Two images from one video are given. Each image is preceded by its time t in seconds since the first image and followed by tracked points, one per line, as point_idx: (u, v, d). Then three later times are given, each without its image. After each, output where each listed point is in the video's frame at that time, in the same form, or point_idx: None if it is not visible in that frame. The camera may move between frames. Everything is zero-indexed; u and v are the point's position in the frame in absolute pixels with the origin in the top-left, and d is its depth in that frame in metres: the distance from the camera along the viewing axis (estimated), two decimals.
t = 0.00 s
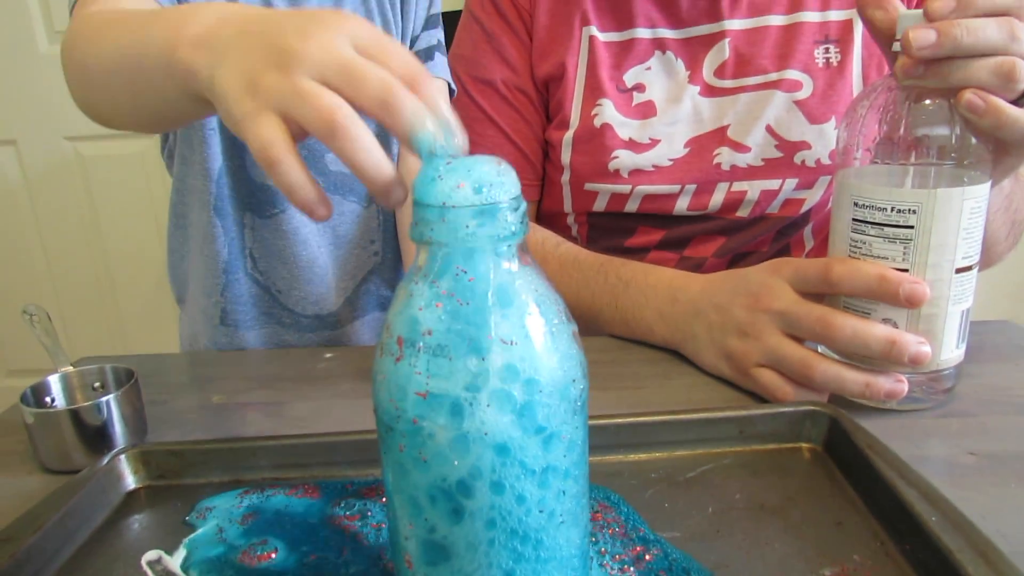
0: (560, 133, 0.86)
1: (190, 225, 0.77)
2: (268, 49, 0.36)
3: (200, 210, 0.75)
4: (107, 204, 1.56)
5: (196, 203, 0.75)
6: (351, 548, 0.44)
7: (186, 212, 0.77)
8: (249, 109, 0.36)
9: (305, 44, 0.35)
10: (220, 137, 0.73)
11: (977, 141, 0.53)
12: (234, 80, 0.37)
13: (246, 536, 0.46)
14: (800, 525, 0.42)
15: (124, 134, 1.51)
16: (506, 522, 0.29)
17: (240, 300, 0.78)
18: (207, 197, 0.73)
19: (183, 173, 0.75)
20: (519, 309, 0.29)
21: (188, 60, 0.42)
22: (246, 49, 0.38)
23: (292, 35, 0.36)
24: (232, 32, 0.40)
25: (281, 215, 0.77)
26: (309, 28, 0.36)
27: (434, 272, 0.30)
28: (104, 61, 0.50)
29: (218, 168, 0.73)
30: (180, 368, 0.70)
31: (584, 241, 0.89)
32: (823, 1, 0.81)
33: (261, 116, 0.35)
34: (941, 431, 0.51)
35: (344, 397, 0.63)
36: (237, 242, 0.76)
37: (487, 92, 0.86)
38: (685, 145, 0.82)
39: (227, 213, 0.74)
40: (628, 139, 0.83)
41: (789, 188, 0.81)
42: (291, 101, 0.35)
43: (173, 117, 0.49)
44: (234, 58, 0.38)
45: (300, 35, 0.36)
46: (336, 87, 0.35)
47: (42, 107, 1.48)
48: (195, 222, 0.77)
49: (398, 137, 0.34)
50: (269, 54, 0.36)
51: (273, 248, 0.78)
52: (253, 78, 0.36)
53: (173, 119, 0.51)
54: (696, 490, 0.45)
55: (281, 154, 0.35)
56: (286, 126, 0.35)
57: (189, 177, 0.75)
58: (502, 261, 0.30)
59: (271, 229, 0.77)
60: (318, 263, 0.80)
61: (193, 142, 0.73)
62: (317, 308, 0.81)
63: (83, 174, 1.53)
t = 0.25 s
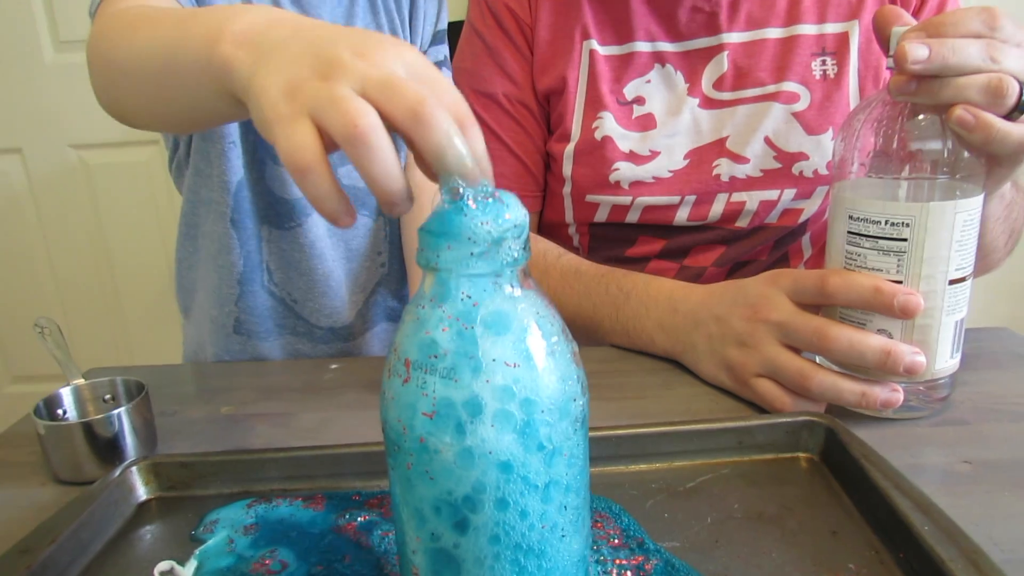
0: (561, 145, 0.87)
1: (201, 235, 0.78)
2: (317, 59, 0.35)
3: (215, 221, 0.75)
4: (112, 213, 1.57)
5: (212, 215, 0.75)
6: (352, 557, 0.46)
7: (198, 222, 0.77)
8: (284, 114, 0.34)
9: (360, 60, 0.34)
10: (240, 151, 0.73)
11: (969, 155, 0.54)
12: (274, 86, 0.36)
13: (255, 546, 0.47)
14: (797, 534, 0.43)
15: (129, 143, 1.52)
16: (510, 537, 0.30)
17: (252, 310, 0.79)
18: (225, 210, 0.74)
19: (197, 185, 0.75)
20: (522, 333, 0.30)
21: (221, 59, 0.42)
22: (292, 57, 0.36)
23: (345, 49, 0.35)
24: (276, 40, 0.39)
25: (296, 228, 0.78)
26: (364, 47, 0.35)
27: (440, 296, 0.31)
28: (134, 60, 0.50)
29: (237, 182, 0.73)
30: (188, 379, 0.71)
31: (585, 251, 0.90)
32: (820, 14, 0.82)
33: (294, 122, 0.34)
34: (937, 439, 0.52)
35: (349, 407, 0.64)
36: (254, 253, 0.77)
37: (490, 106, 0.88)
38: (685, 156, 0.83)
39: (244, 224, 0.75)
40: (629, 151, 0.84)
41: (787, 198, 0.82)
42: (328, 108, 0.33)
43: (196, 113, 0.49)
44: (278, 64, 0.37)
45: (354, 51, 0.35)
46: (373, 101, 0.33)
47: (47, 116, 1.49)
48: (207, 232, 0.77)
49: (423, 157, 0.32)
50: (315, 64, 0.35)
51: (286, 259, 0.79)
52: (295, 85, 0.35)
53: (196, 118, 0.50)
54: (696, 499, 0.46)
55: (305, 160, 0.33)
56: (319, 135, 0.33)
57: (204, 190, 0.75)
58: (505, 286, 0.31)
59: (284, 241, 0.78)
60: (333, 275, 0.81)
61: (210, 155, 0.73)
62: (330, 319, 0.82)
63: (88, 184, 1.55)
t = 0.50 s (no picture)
0: (562, 159, 0.89)
1: (212, 245, 0.79)
2: (316, 72, 0.37)
3: (226, 231, 0.77)
4: (117, 222, 1.60)
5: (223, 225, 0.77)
6: (348, 557, 0.47)
7: (208, 233, 0.79)
8: (286, 128, 0.36)
9: (356, 75, 0.36)
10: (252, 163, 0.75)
11: (953, 176, 0.57)
12: (273, 95, 0.38)
13: (262, 548, 0.48)
14: (784, 539, 0.45)
15: (135, 153, 1.54)
16: (508, 538, 0.31)
17: (262, 318, 0.80)
18: (237, 221, 0.75)
19: (207, 196, 0.77)
20: (518, 343, 0.32)
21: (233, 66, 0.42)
22: (291, 66, 0.38)
23: (343, 61, 0.36)
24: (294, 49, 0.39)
25: (306, 238, 0.80)
26: (360, 59, 0.36)
27: (442, 308, 0.32)
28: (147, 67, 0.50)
29: (248, 193, 0.75)
30: (195, 387, 0.73)
31: (585, 262, 0.92)
32: (815, 34, 0.84)
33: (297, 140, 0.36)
34: (922, 449, 0.54)
35: (353, 415, 0.66)
36: (266, 265, 0.79)
37: (493, 120, 0.90)
38: (682, 170, 0.85)
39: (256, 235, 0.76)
40: (628, 165, 0.86)
41: (782, 213, 0.84)
42: (329, 129, 0.35)
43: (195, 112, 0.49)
44: (277, 71, 0.38)
45: (351, 64, 0.36)
46: (374, 126, 0.35)
47: (55, 126, 1.52)
48: (217, 242, 0.79)
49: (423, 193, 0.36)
50: (313, 76, 0.37)
51: (295, 268, 0.81)
52: (297, 97, 0.37)
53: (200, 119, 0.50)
54: (688, 505, 0.48)
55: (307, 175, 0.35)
56: (322, 155, 0.36)
57: (215, 201, 0.76)
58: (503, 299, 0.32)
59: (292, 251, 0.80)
60: (344, 285, 0.83)
61: (221, 167, 0.74)
62: (342, 328, 0.83)
63: (94, 193, 1.57)
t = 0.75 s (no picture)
0: (562, 162, 0.90)
1: (221, 246, 0.78)
2: (369, 127, 0.35)
3: (236, 232, 0.77)
4: (118, 228, 1.61)
5: (233, 227, 0.76)
6: (347, 550, 0.48)
7: (217, 234, 0.78)
8: (329, 174, 0.35)
9: (409, 137, 0.35)
10: (267, 168, 0.74)
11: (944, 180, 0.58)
12: (320, 137, 0.36)
13: (267, 542, 0.49)
14: (780, 532, 0.46)
15: (137, 159, 1.56)
16: (511, 525, 0.32)
17: (271, 319, 0.80)
18: (248, 225, 0.75)
19: (217, 198, 0.76)
20: (520, 337, 0.33)
21: (265, 84, 0.42)
22: (337, 112, 0.37)
23: (395, 124, 0.36)
24: (319, 72, 0.40)
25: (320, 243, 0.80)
26: (412, 123, 0.36)
27: (446, 303, 0.33)
28: (171, 74, 0.49)
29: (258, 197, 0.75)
30: (199, 388, 0.74)
31: (584, 263, 0.93)
32: (812, 40, 0.86)
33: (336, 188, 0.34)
34: (915, 446, 0.55)
35: (356, 415, 0.67)
36: (276, 268, 0.78)
37: (495, 124, 0.91)
38: (681, 173, 0.86)
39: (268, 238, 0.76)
40: (627, 167, 0.87)
41: (779, 214, 0.85)
42: (374, 186, 0.34)
43: (202, 129, 0.49)
44: (324, 111, 0.37)
45: (403, 126, 0.36)
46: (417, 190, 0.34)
47: (59, 132, 1.53)
48: (226, 244, 0.78)
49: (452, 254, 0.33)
50: (363, 129, 0.36)
51: (304, 271, 0.80)
52: (343, 144, 0.35)
53: (207, 137, 0.51)
54: (686, 500, 0.49)
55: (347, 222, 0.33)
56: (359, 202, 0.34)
57: (225, 203, 0.76)
58: (507, 294, 0.33)
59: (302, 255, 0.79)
60: (353, 289, 0.82)
61: (232, 170, 0.74)
62: (350, 330, 0.83)
63: (95, 198, 1.58)
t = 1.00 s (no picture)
0: (563, 161, 0.91)
1: (230, 244, 0.78)
2: (384, 121, 0.37)
3: (246, 230, 0.77)
4: (119, 225, 1.61)
5: (243, 225, 0.76)
6: (352, 544, 0.49)
7: (227, 232, 0.78)
8: (341, 165, 0.35)
9: (422, 132, 0.36)
10: (279, 166, 0.74)
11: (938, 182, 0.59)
12: (335, 127, 0.37)
13: (275, 536, 0.50)
14: (778, 528, 0.46)
15: (137, 157, 1.56)
16: (517, 520, 0.33)
17: (279, 316, 0.80)
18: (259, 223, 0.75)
19: (227, 196, 0.76)
20: (528, 337, 0.34)
21: (283, 80, 0.43)
22: (352, 104, 0.38)
23: (408, 118, 0.37)
24: (334, 72, 0.41)
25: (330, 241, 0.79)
26: (425, 119, 0.37)
27: (455, 302, 0.34)
28: (189, 69, 0.49)
29: (269, 195, 0.75)
30: (205, 385, 0.74)
31: (585, 262, 0.94)
32: (811, 40, 0.86)
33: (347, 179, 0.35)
34: (912, 444, 0.56)
35: (360, 412, 0.67)
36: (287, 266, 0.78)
37: (497, 123, 0.91)
38: (681, 171, 0.87)
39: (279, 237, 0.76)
40: (628, 166, 0.88)
41: (778, 214, 0.86)
42: (384, 178, 0.35)
43: (215, 123, 0.51)
44: (339, 104, 0.38)
45: (415, 122, 0.37)
46: (426, 184, 0.35)
47: (60, 129, 1.53)
48: (236, 241, 0.78)
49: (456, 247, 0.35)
50: (377, 122, 0.37)
51: (314, 269, 0.80)
52: (357, 136, 0.36)
53: (222, 133, 0.52)
54: (686, 496, 0.50)
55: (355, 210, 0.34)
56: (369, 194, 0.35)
57: (236, 200, 0.76)
58: (515, 295, 0.34)
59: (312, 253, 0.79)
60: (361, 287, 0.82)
61: (243, 168, 0.74)
62: (357, 328, 0.83)
63: (96, 195, 1.58)
